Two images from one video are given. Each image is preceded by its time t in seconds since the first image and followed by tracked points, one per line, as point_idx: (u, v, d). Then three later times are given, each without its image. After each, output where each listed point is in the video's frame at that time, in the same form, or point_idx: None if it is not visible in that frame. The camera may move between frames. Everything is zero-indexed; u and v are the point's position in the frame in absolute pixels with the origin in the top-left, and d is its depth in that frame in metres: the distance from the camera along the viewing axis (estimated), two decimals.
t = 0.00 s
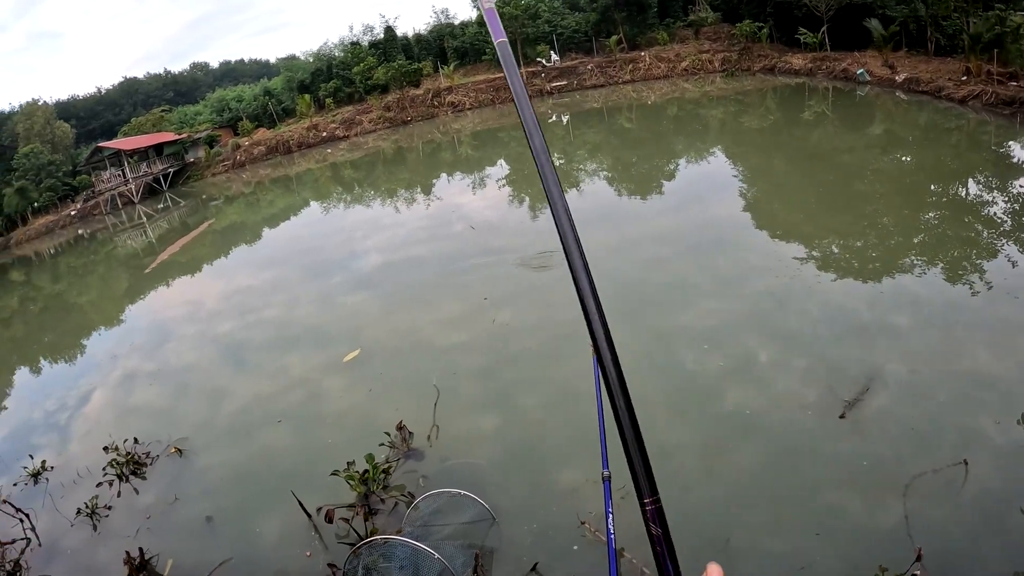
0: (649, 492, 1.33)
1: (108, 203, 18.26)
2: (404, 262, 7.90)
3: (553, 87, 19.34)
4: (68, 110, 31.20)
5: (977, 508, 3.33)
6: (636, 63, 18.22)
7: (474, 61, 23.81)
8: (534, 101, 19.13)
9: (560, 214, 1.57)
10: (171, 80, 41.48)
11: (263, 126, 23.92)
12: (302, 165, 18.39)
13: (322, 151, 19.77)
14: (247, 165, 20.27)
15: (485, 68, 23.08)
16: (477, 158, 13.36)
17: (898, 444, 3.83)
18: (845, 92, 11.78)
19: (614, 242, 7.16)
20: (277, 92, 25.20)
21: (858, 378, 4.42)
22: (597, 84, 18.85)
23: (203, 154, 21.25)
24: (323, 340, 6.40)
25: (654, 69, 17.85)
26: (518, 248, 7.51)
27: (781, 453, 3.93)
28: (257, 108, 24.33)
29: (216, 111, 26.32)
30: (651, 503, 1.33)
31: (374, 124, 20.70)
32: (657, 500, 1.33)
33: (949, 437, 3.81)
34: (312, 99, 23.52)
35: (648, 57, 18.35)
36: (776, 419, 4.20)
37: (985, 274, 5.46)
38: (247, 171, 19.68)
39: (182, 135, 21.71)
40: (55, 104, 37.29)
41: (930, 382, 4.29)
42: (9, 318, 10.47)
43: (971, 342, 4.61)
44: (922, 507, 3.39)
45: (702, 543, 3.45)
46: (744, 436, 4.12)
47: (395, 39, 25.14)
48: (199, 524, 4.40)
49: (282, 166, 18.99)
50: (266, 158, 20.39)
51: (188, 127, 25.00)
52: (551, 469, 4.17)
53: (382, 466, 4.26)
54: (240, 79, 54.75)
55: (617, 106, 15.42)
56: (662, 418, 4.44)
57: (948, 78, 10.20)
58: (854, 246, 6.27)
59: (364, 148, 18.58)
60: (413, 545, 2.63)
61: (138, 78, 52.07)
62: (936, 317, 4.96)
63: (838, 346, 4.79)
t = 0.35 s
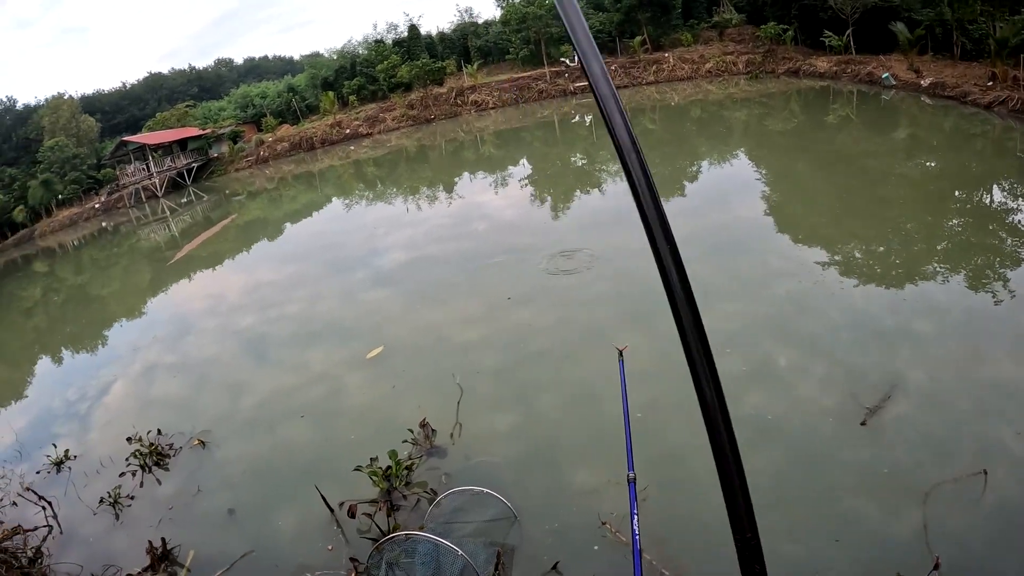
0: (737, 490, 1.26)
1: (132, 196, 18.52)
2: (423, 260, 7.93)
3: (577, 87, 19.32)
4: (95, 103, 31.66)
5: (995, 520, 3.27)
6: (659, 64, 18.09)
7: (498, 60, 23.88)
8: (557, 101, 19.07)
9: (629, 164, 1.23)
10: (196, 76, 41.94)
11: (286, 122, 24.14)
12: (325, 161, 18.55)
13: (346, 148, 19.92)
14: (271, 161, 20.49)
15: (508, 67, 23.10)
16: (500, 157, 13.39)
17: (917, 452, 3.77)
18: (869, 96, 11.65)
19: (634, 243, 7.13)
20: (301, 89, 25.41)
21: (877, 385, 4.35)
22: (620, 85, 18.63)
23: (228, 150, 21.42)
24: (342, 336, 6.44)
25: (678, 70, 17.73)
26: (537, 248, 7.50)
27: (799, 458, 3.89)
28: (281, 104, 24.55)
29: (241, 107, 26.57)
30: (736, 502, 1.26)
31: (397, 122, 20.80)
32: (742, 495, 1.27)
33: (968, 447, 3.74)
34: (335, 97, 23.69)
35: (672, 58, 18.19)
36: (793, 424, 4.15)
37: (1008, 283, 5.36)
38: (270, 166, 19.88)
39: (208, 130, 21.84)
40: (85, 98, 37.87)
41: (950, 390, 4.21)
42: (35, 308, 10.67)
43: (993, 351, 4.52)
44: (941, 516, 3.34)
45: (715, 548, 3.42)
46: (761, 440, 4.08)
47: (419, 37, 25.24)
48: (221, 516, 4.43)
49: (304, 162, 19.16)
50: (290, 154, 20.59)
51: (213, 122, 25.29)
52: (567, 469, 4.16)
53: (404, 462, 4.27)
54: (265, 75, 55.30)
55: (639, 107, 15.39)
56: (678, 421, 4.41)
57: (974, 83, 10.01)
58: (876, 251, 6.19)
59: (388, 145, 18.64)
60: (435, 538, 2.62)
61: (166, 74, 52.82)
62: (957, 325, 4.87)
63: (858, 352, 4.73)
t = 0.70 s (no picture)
0: (746, 450, 1.20)
1: (155, 185, 18.75)
2: (442, 255, 7.94)
3: (601, 85, 19.21)
4: (121, 92, 31.99)
5: (1011, 532, 3.22)
6: (683, 64, 17.95)
7: (521, 56, 23.82)
8: (580, 99, 18.96)
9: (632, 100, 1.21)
10: (221, 68, 42.24)
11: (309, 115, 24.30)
12: (348, 155, 18.63)
13: (368, 142, 20.01)
14: (293, 153, 20.63)
15: (531, 64, 23.05)
16: (521, 154, 13.38)
17: (932, 461, 3.72)
18: (893, 101, 11.51)
19: (653, 243, 7.10)
20: (324, 82, 25.51)
21: (895, 393, 4.30)
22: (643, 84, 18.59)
23: (250, 142, 21.55)
24: (359, 329, 6.47)
25: (702, 70, 17.58)
26: (556, 246, 7.50)
27: (813, 463, 3.85)
28: (304, 97, 24.69)
29: (265, 99, 26.72)
30: (745, 462, 1.22)
31: (420, 117, 20.83)
32: (752, 457, 1.22)
33: (984, 458, 3.68)
34: (359, 90, 23.79)
35: (696, 58, 18.06)
36: (810, 430, 4.11)
37: None
38: (292, 159, 20.01)
39: (231, 122, 21.99)
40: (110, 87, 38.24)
41: (969, 399, 4.15)
42: (57, 294, 10.83)
43: (1014, 362, 4.43)
44: (957, 527, 3.29)
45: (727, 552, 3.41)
46: (776, 444, 4.05)
47: (443, 33, 25.29)
48: (241, 504, 4.47)
49: (326, 156, 19.25)
50: (313, 147, 20.71)
51: (237, 114, 25.48)
52: (580, 468, 4.15)
53: (424, 455, 4.30)
54: (289, 68, 55.64)
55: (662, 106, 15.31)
56: (693, 423, 4.38)
57: (1000, 90, 9.81)
58: (897, 258, 6.12)
59: (411, 140, 18.65)
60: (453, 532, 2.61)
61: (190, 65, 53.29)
62: (979, 334, 4.78)
63: (877, 359, 4.66)
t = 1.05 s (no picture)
0: (786, 330, 1.14)
1: (176, 176, 18.98)
2: (460, 250, 7.97)
3: (622, 84, 18.98)
4: (144, 82, 32.25)
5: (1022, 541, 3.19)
6: (705, 64, 17.82)
7: (542, 53, 23.74)
8: (601, 98, 18.87)
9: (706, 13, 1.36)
10: (243, 61, 42.48)
11: (330, 109, 24.43)
12: (368, 149, 18.71)
13: (388, 137, 20.07)
14: (313, 147, 20.75)
15: (553, 61, 22.96)
16: (541, 152, 13.37)
17: (945, 469, 3.68)
18: (916, 106, 11.39)
19: (671, 243, 7.08)
20: (345, 77, 25.60)
21: (910, 399, 4.26)
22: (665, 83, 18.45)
23: (271, 134, 21.67)
24: (376, 322, 6.51)
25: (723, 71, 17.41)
26: (573, 243, 7.50)
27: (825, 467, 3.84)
28: (326, 91, 24.81)
29: (286, 92, 26.84)
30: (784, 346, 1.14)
31: (441, 112, 20.87)
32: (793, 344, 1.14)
33: (997, 466, 3.64)
34: (380, 85, 23.85)
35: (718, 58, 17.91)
36: (824, 433, 4.09)
37: None
38: (313, 153, 20.14)
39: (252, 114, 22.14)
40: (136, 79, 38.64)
41: (985, 407, 4.10)
42: (78, 281, 11.00)
43: None
44: (968, 535, 3.27)
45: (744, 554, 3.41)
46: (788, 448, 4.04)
47: (464, 29, 25.31)
48: (270, 492, 4.48)
49: (346, 150, 19.33)
50: (333, 141, 20.83)
51: (257, 107, 25.64)
52: (595, 466, 4.15)
53: (451, 448, 4.27)
54: (309, 62, 55.89)
55: (684, 107, 15.25)
56: (706, 424, 4.37)
57: None
58: (916, 264, 6.06)
59: (431, 136, 18.68)
60: (481, 521, 2.72)
61: (214, 58, 53.71)
62: (997, 342, 4.72)
63: (893, 365, 4.63)
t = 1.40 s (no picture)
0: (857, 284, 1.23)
1: (196, 167, 19.14)
2: (478, 244, 7.98)
3: (643, 81, 18.60)
4: (165, 73, 32.35)
5: None
6: (727, 60, 17.61)
7: (563, 47, 23.56)
8: (621, 93, 18.69)
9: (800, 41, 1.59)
10: (263, 53, 42.44)
11: (350, 101, 24.49)
12: (387, 142, 18.74)
13: (409, 130, 20.10)
14: (334, 139, 20.85)
15: (573, 56, 22.82)
16: (561, 146, 13.32)
17: (962, 475, 3.63)
18: (940, 106, 11.23)
19: (690, 241, 7.05)
20: (366, 69, 25.63)
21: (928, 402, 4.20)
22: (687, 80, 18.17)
23: (291, 126, 21.77)
24: (393, 314, 6.54)
25: (745, 68, 17.13)
26: (592, 239, 7.48)
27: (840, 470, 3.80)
28: (346, 83, 24.86)
29: (305, 84, 26.90)
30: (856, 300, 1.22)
31: (462, 106, 20.87)
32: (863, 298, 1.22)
33: (1017, 473, 3.58)
34: (401, 78, 23.86)
35: (740, 54, 17.68)
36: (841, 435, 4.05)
37: None
38: (333, 145, 20.24)
39: (273, 106, 22.27)
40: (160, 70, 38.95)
41: (1005, 412, 4.03)
42: (98, 269, 11.13)
43: None
44: (983, 541, 3.22)
45: (764, 556, 3.38)
46: (804, 450, 4.01)
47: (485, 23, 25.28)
48: (296, 484, 4.48)
49: (367, 142, 19.39)
50: (354, 133, 20.91)
51: (277, 99, 25.77)
52: (610, 463, 4.15)
53: (480, 443, 4.26)
54: (329, 54, 56.00)
55: (706, 103, 15.14)
56: (721, 424, 4.35)
57: None
58: (937, 266, 5.99)
59: (452, 129, 18.71)
60: (514, 514, 2.87)
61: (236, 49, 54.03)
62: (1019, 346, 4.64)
63: (913, 367, 4.57)
